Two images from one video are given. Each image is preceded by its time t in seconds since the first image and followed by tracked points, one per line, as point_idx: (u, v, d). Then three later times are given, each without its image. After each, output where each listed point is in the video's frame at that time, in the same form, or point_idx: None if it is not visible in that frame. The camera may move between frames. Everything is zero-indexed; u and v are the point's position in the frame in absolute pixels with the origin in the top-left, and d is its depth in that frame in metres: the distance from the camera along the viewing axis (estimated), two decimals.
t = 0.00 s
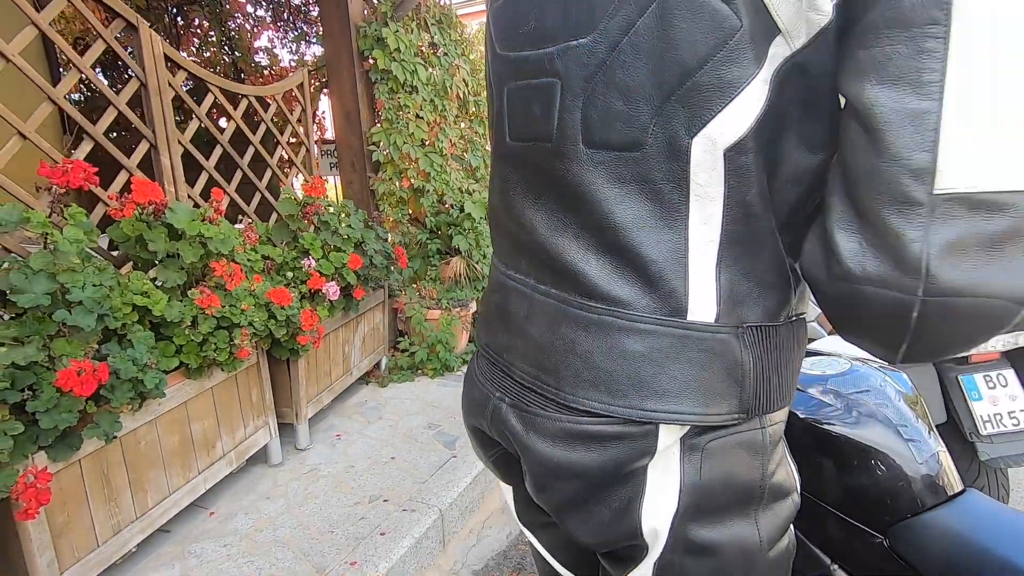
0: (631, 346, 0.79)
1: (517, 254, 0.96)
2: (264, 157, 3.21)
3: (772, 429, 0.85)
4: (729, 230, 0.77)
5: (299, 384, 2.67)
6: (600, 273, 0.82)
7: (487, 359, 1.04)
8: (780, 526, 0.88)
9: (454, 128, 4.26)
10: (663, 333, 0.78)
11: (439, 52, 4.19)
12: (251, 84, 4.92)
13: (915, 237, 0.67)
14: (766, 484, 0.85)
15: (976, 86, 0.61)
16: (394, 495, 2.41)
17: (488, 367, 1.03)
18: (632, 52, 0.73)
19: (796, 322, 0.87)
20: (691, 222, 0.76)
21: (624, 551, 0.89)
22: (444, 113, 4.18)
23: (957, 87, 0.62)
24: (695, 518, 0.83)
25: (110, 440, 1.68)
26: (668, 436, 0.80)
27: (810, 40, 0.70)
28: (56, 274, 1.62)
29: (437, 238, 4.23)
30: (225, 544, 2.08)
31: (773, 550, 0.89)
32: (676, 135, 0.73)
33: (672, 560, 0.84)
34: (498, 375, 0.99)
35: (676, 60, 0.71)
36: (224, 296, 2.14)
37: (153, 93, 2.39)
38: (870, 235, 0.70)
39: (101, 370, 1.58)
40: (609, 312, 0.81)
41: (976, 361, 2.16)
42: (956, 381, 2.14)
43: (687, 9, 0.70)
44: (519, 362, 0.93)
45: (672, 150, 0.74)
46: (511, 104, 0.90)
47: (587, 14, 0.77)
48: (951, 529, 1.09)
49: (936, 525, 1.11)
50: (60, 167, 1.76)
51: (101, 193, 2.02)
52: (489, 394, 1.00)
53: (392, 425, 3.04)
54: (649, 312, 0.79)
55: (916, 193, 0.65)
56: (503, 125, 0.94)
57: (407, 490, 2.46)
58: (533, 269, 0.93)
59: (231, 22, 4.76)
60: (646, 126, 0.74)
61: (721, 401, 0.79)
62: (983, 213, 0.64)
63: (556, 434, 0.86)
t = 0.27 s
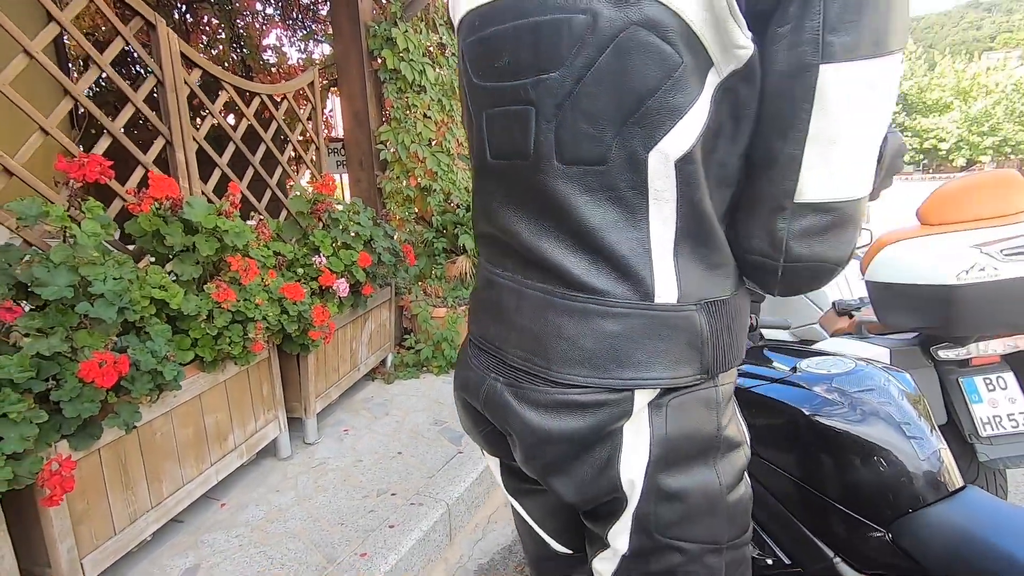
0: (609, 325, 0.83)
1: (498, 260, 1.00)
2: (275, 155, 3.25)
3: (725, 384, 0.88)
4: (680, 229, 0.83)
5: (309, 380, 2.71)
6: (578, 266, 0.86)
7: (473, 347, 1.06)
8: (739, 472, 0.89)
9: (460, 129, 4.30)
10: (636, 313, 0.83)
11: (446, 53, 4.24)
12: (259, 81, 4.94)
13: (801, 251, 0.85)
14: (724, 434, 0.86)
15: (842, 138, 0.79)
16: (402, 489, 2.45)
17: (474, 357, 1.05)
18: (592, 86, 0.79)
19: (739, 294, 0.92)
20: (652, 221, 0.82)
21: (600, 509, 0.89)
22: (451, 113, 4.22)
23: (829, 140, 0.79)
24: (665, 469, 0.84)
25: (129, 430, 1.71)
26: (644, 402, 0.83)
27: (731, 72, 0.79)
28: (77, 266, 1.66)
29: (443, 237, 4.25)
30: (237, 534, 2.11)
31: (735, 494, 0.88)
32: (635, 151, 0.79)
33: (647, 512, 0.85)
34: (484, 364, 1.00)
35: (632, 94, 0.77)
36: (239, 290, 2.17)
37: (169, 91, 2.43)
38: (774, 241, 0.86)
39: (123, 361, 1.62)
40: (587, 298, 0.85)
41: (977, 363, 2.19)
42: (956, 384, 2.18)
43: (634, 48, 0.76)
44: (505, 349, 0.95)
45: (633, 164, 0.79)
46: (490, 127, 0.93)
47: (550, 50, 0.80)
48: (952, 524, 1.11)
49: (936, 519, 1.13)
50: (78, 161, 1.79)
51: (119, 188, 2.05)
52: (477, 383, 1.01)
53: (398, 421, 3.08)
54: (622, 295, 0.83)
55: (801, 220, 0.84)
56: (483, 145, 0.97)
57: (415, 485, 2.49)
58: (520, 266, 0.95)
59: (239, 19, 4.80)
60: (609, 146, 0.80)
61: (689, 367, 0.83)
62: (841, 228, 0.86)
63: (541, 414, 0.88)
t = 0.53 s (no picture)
0: (551, 306, 0.89)
1: (453, 255, 1.06)
2: (276, 154, 3.33)
3: (654, 355, 0.95)
4: (607, 217, 0.91)
5: (307, 374, 2.78)
6: (525, 257, 0.92)
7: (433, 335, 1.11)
8: (673, 433, 0.94)
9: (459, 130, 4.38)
10: (575, 293, 0.89)
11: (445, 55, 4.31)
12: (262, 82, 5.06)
13: (705, 240, 0.96)
14: (655, 398, 0.92)
15: (732, 145, 0.90)
16: (397, 480, 2.53)
17: (433, 345, 1.10)
18: (524, 104, 0.86)
19: (664, 277, 1.00)
20: (583, 215, 0.89)
21: (550, 474, 0.94)
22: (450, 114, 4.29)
23: (721, 146, 0.90)
24: (605, 430, 0.89)
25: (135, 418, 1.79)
26: (586, 371, 0.89)
27: (646, 88, 0.88)
28: (87, 261, 1.73)
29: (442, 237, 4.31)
30: (237, 521, 2.19)
31: (669, 450, 0.93)
32: (567, 154, 0.87)
33: (592, 471, 0.90)
34: (443, 348, 1.05)
35: (560, 110, 0.85)
36: (241, 286, 2.25)
37: (174, 93, 2.50)
38: (682, 230, 0.96)
39: (130, 351, 1.70)
40: (532, 283, 0.91)
41: (953, 361, 2.25)
42: (933, 381, 2.25)
43: (558, 69, 0.84)
44: (462, 332, 1.00)
45: (566, 167, 0.87)
46: (445, 137, 0.99)
47: (488, 73, 0.88)
48: (910, 505, 1.19)
49: (895, 502, 1.22)
50: (90, 160, 1.88)
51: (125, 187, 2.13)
52: (437, 366, 1.06)
53: (395, 415, 3.16)
54: (562, 279, 0.90)
55: (706, 212, 0.94)
56: (439, 152, 1.03)
57: (410, 476, 2.57)
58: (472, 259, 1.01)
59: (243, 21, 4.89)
60: (545, 152, 0.87)
61: (624, 339, 0.90)
62: (737, 218, 0.97)
63: (494, 391, 0.93)
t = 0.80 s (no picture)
0: (517, 297, 0.99)
1: (427, 253, 1.16)
2: (275, 157, 3.42)
3: (610, 340, 1.05)
4: (565, 214, 1.00)
5: (305, 370, 2.88)
6: (493, 253, 1.02)
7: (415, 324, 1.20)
8: (627, 411, 1.04)
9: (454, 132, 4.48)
10: (538, 286, 0.99)
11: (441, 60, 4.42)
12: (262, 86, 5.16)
13: (677, 220, 1.02)
14: (610, 378, 1.02)
15: (687, 132, 0.97)
16: (392, 471, 2.62)
17: (415, 334, 1.20)
18: (486, 117, 0.96)
19: (621, 269, 1.10)
20: (542, 213, 0.99)
21: (517, 448, 1.04)
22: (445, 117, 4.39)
23: (676, 134, 0.97)
24: (565, 407, 0.99)
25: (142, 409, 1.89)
26: (548, 355, 0.99)
27: (597, 98, 0.98)
28: (95, 260, 1.82)
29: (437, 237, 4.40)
30: (239, 509, 2.29)
31: (622, 425, 1.03)
32: (526, 160, 0.97)
33: (553, 444, 1.00)
34: (423, 337, 1.15)
35: (517, 123, 0.95)
36: (242, 284, 2.35)
37: (177, 99, 2.61)
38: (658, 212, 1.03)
39: (135, 346, 1.79)
40: (500, 277, 1.01)
41: (925, 354, 2.35)
42: (908, 373, 2.33)
43: (514, 86, 0.94)
44: (439, 322, 1.10)
45: (525, 171, 0.97)
46: (415, 149, 1.08)
47: (451, 91, 0.98)
48: (858, 478, 1.29)
49: (850, 478, 1.29)
50: (97, 165, 1.98)
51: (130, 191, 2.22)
52: (418, 352, 1.15)
53: (392, 410, 3.25)
54: (526, 274, 1.00)
55: (678, 192, 1.00)
56: (410, 161, 1.12)
57: (405, 467, 2.66)
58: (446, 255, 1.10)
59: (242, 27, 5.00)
60: (506, 158, 0.97)
61: (582, 326, 1.00)
62: (710, 193, 1.02)
63: (467, 373, 1.03)
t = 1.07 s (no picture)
0: (523, 286, 1.08)
1: (448, 245, 1.25)
2: (283, 158, 3.51)
3: (612, 329, 1.13)
4: (566, 209, 1.09)
5: (315, 365, 2.97)
6: (502, 245, 1.11)
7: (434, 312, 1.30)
8: (628, 396, 1.13)
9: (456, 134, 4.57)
10: (543, 276, 1.08)
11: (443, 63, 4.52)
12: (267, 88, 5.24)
13: (727, 200, 1.09)
14: (610, 363, 1.11)
15: (714, 116, 1.04)
16: (400, 462, 2.71)
17: (434, 321, 1.30)
18: (494, 122, 1.06)
19: (621, 262, 1.19)
20: (545, 209, 1.08)
21: (524, 423, 1.14)
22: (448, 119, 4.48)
23: (704, 120, 1.03)
24: (567, 387, 1.08)
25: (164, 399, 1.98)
26: (551, 339, 1.07)
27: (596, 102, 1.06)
28: (120, 259, 1.93)
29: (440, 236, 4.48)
30: (253, 498, 2.38)
31: (623, 409, 1.12)
32: (530, 161, 1.06)
33: (556, 421, 1.09)
34: (441, 322, 1.25)
35: (521, 126, 1.04)
36: (256, 282, 2.45)
37: (190, 102, 2.69)
38: (696, 198, 1.09)
39: (160, 339, 1.88)
40: (508, 268, 1.10)
41: (914, 347, 2.43)
42: (896, 365, 2.42)
43: (518, 93, 1.03)
44: (455, 309, 1.20)
45: (529, 171, 1.06)
46: (436, 151, 1.19)
47: (466, 101, 1.09)
48: (843, 461, 1.38)
49: (836, 459, 1.38)
50: (127, 168, 2.10)
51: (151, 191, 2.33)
52: (436, 336, 1.25)
53: (397, 405, 3.34)
54: (533, 265, 1.09)
55: (719, 175, 1.07)
56: (432, 163, 1.23)
57: (411, 458, 2.75)
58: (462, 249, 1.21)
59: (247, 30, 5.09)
60: (511, 159, 1.07)
61: (583, 312, 1.09)
62: (739, 170, 1.09)
63: (479, 356, 1.13)
